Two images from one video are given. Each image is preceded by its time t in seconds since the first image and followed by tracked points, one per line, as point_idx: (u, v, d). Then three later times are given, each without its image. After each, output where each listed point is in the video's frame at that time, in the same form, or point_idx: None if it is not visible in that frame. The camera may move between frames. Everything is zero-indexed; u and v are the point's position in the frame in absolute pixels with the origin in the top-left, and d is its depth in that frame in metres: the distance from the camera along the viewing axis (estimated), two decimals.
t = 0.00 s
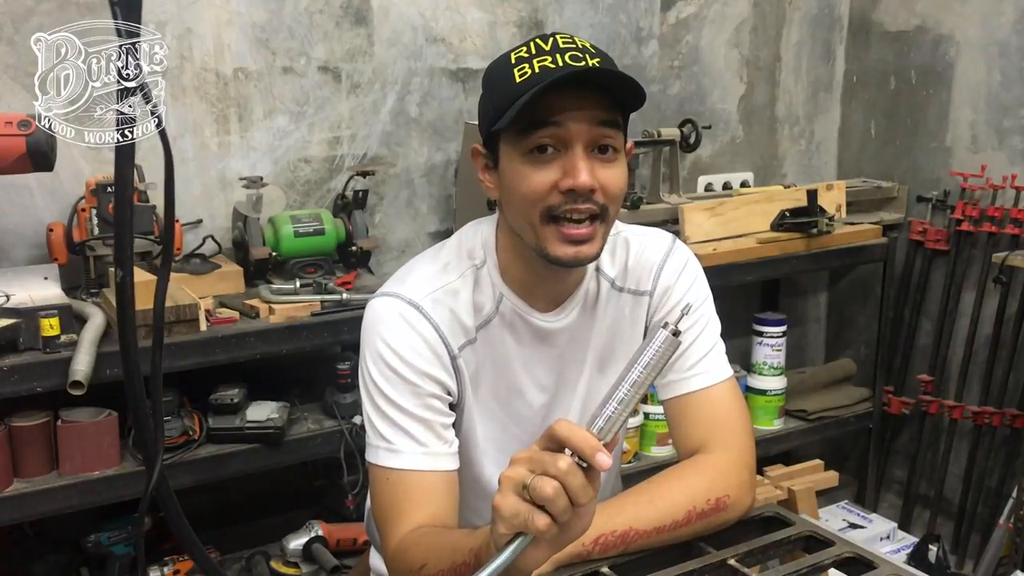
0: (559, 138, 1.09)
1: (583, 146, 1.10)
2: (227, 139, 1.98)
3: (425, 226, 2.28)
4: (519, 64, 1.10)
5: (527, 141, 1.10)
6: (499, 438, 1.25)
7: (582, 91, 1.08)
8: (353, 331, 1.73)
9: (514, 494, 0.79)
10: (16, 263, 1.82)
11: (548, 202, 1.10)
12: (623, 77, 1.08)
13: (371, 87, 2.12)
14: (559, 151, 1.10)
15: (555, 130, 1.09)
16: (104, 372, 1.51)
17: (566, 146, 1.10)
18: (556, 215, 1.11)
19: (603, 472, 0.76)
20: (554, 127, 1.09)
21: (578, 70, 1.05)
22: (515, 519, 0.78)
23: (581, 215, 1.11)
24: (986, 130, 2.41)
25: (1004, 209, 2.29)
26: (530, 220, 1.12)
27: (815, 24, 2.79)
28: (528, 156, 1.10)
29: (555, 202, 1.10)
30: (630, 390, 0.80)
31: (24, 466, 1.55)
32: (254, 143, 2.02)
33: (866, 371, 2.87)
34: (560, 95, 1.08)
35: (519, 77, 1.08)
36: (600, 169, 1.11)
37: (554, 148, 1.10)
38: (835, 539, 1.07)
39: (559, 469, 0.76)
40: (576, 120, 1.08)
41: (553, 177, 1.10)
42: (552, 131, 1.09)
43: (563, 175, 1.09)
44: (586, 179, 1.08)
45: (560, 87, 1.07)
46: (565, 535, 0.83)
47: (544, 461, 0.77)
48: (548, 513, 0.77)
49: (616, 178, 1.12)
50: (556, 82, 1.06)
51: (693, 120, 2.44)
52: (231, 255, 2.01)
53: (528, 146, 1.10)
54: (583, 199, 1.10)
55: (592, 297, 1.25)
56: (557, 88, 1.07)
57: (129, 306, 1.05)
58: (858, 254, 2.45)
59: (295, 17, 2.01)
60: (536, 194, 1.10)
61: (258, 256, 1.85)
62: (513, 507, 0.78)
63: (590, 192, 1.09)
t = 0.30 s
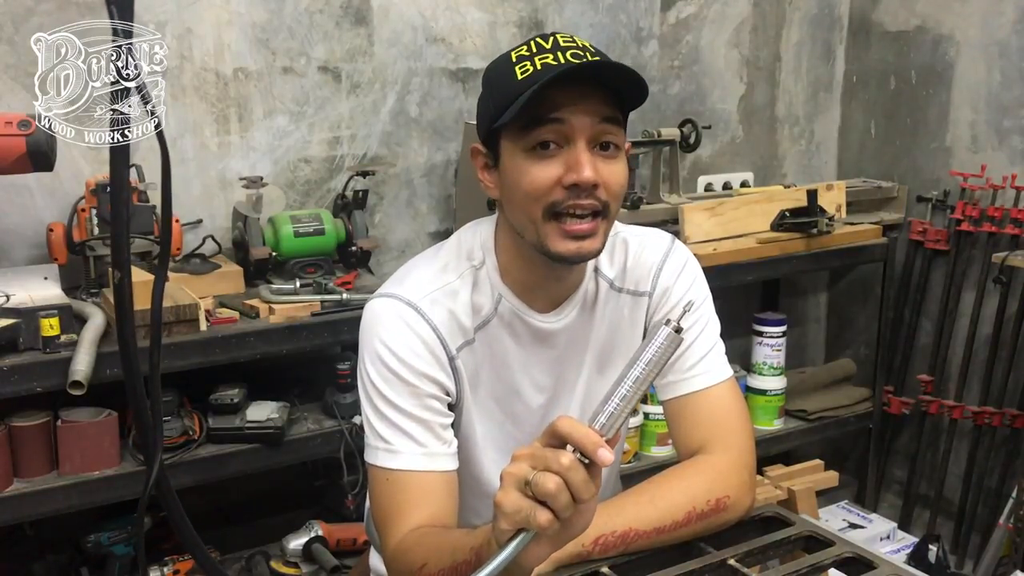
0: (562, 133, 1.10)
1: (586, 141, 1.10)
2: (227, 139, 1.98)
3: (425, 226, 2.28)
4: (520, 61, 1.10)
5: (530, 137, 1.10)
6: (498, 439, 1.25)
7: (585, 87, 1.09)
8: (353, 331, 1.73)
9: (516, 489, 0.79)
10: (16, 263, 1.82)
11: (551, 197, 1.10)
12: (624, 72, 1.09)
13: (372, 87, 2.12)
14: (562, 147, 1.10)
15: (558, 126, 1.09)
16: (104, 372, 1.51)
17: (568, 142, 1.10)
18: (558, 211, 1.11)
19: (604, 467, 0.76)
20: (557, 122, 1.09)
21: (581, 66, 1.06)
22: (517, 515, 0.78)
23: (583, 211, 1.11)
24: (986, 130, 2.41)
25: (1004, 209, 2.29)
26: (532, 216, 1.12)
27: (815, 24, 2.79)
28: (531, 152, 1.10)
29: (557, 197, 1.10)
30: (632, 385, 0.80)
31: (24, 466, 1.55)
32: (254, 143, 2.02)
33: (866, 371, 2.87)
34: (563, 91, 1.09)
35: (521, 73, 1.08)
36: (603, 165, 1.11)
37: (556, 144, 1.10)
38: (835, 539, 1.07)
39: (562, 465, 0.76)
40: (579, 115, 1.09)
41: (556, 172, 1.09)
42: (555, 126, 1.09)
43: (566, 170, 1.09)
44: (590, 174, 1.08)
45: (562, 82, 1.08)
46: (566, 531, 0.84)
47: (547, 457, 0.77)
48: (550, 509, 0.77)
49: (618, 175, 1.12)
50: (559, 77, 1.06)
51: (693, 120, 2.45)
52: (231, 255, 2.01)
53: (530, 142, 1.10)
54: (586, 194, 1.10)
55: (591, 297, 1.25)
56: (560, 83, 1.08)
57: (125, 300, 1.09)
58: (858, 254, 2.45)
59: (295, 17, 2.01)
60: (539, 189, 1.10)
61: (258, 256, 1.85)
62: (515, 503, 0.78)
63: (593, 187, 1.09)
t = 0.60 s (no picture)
0: (566, 153, 1.09)
1: (589, 159, 1.09)
2: (227, 139, 1.98)
3: (425, 226, 2.28)
4: (521, 71, 1.10)
5: (534, 155, 1.09)
6: (498, 439, 1.25)
7: (589, 104, 1.08)
8: (353, 331, 1.73)
9: (520, 484, 0.79)
10: (16, 263, 1.82)
11: (554, 213, 1.10)
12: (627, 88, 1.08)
13: (371, 87, 2.12)
14: (566, 164, 1.10)
15: (562, 144, 1.08)
16: (104, 372, 1.51)
17: (573, 161, 1.09)
18: (562, 226, 1.11)
19: (608, 459, 0.77)
20: (561, 140, 1.08)
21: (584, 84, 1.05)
22: (521, 508, 0.79)
23: (587, 224, 1.11)
24: (985, 130, 2.41)
25: (1004, 209, 2.29)
26: (535, 228, 1.12)
27: (815, 24, 2.79)
28: (535, 169, 1.10)
29: (561, 212, 1.10)
30: (634, 379, 0.80)
31: (24, 466, 1.55)
32: (254, 143, 2.02)
33: (866, 371, 2.87)
34: (567, 109, 1.07)
35: (522, 85, 1.08)
36: (606, 181, 1.11)
37: (561, 162, 1.09)
38: (835, 539, 1.07)
39: (565, 457, 0.76)
40: (584, 132, 1.08)
41: (560, 189, 1.09)
42: (560, 144, 1.08)
43: (570, 188, 1.09)
44: (593, 192, 1.08)
45: (566, 101, 1.07)
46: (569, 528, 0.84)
47: (550, 449, 0.78)
48: (554, 501, 0.77)
49: (621, 188, 1.12)
50: (564, 97, 1.05)
51: (693, 120, 2.45)
52: (231, 254, 2.01)
53: (534, 158, 1.09)
54: (590, 211, 1.10)
55: (591, 299, 1.25)
56: (565, 103, 1.07)
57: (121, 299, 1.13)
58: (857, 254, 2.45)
59: (295, 17, 2.01)
60: (543, 205, 1.10)
61: (258, 256, 1.85)
62: (519, 496, 0.79)
63: (597, 204, 1.09)
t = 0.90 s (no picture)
0: (567, 151, 1.09)
1: (590, 158, 1.10)
2: (227, 139, 1.98)
3: (425, 226, 2.28)
4: (522, 71, 1.10)
5: (535, 153, 1.09)
6: (498, 440, 1.25)
7: (589, 103, 1.08)
8: (353, 331, 1.73)
9: (527, 480, 0.79)
10: (16, 263, 1.82)
11: (556, 211, 1.10)
12: (629, 88, 1.07)
13: (372, 87, 2.12)
14: (567, 162, 1.10)
15: (563, 143, 1.08)
16: (104, 372, 1.51)
17: (573, 158, 1.10)
18: (563, 225, 1.11)
19: (615, 456, 0.77)
20: (561, 139, 1.08)
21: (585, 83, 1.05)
22: (528, 505, 0.79)
23: (588, 222, 1.11)
24: (985, 130, 2.41)
25: (1004, 209, 2.29)
26: (536, 227, 1.12)
27: (815, 24, 2.79)
28: (536, 167, 1.10)
29: (561, 210, 1.10)
30: (643, 378, 0.80)
31: (24, 466, 1.55)
32: (254, 143, 2.02)
33: (866, 371, 2.87)
34: (567, 108, 1.07)
35: (523, 85, 1.08)
36: (607, 180, 1.11)
37: (561, 160, 1.10)
38: (835, 539, 1.07)
39: (574, 453, 0.77)
40: (584, 131, 1.08)
41: (561, 187, 1.10)
42: (560, 143, 1.09)
43: (571, 186, 1.09)
44: (594, 190, 1.09)
45: (567, 100, 1.07)
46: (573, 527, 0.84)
47: (558, 446, 0.78)
48: (561, 498, 0.77)
49: (622, 187, 1.12)
50: (564, 95, 1.05)
51: (693, 120, 2.45)
52: (231, 254, 2.01)
53: (534, 158, 1.10)
54: (591, 209, 1.10)
55: (591, 300, 1.25)
56: (566, 101, 1.07)
57: (130, 299, 1.04)
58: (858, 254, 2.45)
59: (295, 17, 2.00)
60: (544, 204, 1.10)
61: (258, 256, 1.85)
62: (526, 494, 0.78)
63: (598, 203, 1.09)
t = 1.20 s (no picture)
0: (567, 149, 1.09)
1: (591, 156, 1.10)
2: (227, 139, 1.98)
3: (425, 226, 2.28)
4: (522, 70, 1.10)
5: (535, 151, 1.09)
6: (498, 440, 1.25)
7: (590, 102, 1.08)
8: (353, 331, 1.73)
9: (525, 479, 0.79)
10: (16, 263, 1.82)
11: (556, 210, 1.10)
12: (628, 86, 1.07)
13: (372, 87, 2.12)
14: (567, 160, 1.10)
15: (563, 142, 1.08)
16: (104, 372, 1.51)
17: (574, 156, 1.09)
18: (564, 223, 1.11)
19: (612, 455, 0.78)
20: (562, 138, 1.08)
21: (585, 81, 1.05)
22: (527, 504, 0.79)
23: (589, 221, 1.11)
24: (985, 130, 2.41)
25: (1004, 209, 2.29)
26: (536, 224, 1.12)
27: (815, 24, 2.79)
28: (536, 166, 1.10)
29: (561, 208, 1.10)
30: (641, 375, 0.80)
31: (24, 466, 1.55)
32: (254, 143, 2.02)
33: (866, 371, 2.87)
34: (568, 107, 1.07)
35: (523, 83, 1.08)
36: (607, 178, 1.11)
37: (561, 158, 1.10)
38: (835, 539, 1.07)
39: (572, 452, 0.77)
40: (584, 130, 1.08)
41: (561, 185, 1.10)
42: (560, 142, 1.08)
43: (571, 185, 1.09)
44: (594, 189, 1.09)
45: (567, 98, 1.07)
46: (573, 525, 0.84)
47: (556, 445, 0.78)
48: (560, 496, 0.77)
49: (622, 186, 1.12)
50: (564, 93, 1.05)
51: (693, 120, 2.45)
52: (231, 255, 2.01)
53: (535, 156, 1.10)
54: (591, 207, 1.10)
55: (591, 300, 1.25)
56: (566, 100, 1.07)
57: (135, 300, 1.05)
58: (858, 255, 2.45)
59: (295, 17, 2.00)
60: (544, 203, 1.10)
61: (258, 256, 1.85)
62: (525, 493, 0.79)
63: (598, 201, 1.09)
